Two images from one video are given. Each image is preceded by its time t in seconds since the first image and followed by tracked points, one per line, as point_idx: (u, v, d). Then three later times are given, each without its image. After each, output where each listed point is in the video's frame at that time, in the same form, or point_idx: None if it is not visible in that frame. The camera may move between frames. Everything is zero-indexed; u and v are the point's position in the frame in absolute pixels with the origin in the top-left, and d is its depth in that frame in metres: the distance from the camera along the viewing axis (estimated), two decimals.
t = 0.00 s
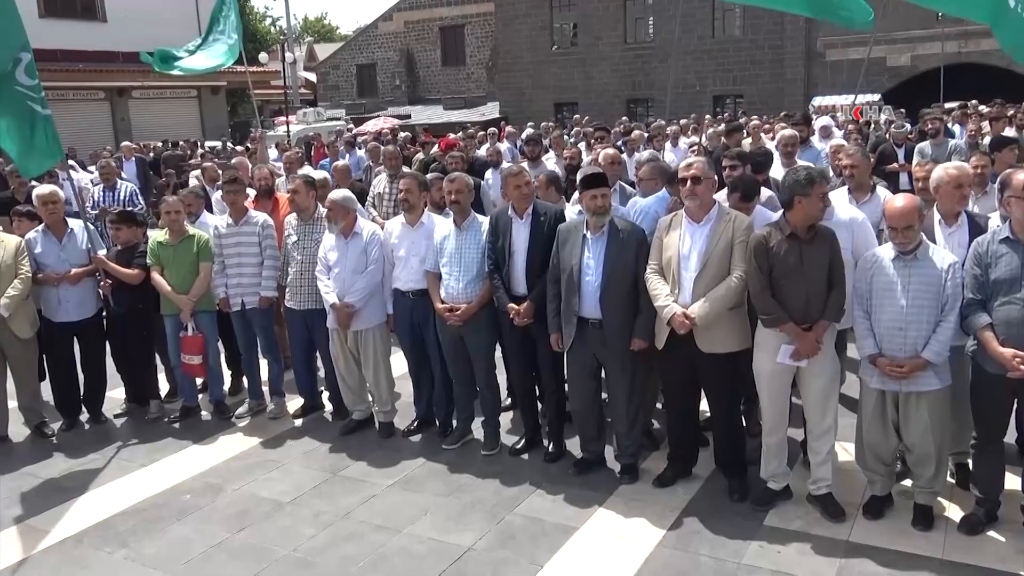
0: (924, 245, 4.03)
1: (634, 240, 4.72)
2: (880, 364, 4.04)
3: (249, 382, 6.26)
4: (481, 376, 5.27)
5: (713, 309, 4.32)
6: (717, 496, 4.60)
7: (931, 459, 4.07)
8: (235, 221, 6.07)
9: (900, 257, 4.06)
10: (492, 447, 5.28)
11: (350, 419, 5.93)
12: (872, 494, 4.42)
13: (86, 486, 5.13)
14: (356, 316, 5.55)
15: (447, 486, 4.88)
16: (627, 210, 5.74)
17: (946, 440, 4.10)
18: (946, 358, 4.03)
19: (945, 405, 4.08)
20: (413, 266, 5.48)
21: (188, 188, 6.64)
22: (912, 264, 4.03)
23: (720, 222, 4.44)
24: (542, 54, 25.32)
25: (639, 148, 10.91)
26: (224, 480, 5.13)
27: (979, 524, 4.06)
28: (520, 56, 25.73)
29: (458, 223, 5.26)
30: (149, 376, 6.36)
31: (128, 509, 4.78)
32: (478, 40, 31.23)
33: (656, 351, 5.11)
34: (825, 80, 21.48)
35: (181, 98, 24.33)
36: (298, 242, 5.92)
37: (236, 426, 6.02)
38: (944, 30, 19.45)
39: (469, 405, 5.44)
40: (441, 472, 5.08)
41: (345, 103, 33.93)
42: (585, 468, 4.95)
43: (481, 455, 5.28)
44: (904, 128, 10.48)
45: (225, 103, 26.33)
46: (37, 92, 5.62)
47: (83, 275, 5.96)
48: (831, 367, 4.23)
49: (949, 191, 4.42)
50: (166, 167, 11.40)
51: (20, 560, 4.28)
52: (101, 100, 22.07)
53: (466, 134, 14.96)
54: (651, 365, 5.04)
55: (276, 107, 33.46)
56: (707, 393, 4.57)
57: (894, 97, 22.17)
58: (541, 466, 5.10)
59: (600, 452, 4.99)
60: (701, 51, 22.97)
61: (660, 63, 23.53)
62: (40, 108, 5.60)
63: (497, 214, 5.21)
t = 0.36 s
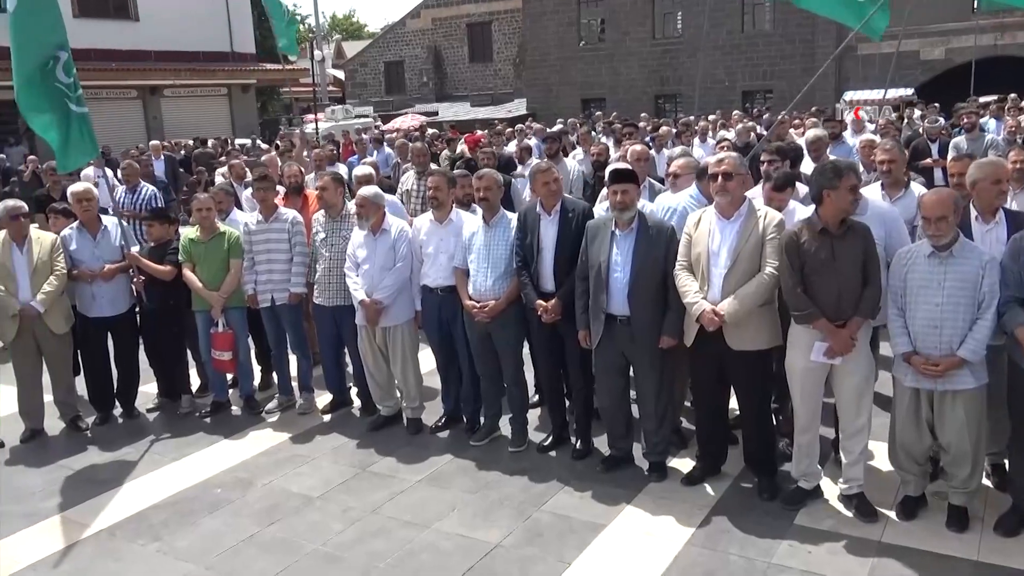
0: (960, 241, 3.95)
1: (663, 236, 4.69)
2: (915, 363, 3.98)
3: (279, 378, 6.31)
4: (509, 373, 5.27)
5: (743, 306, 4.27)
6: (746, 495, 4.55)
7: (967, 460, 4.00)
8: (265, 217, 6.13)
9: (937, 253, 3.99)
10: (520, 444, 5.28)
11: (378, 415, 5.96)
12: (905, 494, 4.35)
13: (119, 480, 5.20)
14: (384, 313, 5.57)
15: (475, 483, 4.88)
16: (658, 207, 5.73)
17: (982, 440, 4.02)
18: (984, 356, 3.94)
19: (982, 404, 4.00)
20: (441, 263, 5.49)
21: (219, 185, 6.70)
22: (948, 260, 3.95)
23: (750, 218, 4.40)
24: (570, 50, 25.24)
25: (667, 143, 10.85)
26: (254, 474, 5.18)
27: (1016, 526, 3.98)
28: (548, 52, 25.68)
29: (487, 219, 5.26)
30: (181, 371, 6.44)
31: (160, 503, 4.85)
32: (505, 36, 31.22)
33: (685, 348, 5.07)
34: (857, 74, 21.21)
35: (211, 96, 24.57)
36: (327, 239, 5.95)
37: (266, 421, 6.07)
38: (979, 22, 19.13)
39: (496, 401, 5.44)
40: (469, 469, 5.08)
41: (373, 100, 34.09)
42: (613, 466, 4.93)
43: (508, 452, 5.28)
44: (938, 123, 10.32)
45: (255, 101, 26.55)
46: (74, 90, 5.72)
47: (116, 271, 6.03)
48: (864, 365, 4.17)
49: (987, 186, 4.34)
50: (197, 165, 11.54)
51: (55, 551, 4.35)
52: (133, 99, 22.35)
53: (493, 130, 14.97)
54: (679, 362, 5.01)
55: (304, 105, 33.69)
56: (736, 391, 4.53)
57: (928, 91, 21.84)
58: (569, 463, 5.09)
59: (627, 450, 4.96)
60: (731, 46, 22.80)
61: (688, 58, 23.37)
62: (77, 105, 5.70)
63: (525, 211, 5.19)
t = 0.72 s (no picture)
0: (995, 237, 3.88)
1: (690, 232, 4.65)
2: (947, 360, 3.93)
3: (305, 372, 6.36)
4: (534, 369, 5.27)
5: (771, 303, 4.23)
6: (773, 493, 4.51)
7: (999, 460, 3.93)
8: (293, 213, 6.17)
9: (970, 250, 3.92)
10: (544, 439, 5.28)
11: (403, 409, 5.98)
12: (935, 493, 4.28)
13: (149, 472, 5.27)
14: (410, 308, 5.58)
15: (500, 478, 4.89)
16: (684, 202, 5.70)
17: (1015, 439, 3.96)
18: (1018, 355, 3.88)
19: (1016, 403, 3.93)
20: (467, 258, 5.49)
21: (247, 180, 6.76)
22: (982, 257, 3.88)
23: (778, 214, 4.35)
24: (595, 45, 25.14)
25: (694, 139, 10.78)
26: (281, 468, 5.22)
27: None
28: (573, 47, 25.62)
29: (513, 215, 5.26)
30: (209, 364, 6.51)
31: (189, 495, 4.91)
32: (531, 32, 31.18)
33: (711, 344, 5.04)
34: (887, 69, 20.98)
35: (239, 92, 24.77)
36: (352, 235, 5.97)
37: (292, 415, 6.12)
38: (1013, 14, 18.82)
39: (521, 397, 5.44)
40: (493, 464, 5.09)
41: (399, 96, 34.20)
42: (639, 463, 4.91)
43: (533, 448, 5.28)
44: (970, 117, 10.18)
45: (281, 97, 26.73)
46: (100, 87, 5.76)
47: (146, 266, 6.12)
48: (896, 363, 4.11)
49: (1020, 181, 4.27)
50: (224, 161, 11.65)
51: (86, 542, 4.42)
52: (162, 95, 22.60)
53: (519, 126, 14.94)
54: (706, 359, 4.97)
55: (330, 101, 33.87)
56: (763, 388, 4.48)
57: (960, 85, 21.51)
58: (593, 459, 5.07)
59: (653, 446, 4.94)
60: (758, 40, 22.62)
61: (716, 52, 23.21)
62: (102, 103, 5.74)
63: (551, 207, 5.18)
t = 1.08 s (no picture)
0: None
1: (719, 227, 4.61)
2: (980, 359, 3.87)
3: (331, 365, 6.40)
4: (559, 364, 5.26)
5: (801, 299, 4.19)
6: (799, 491, 4.47)
7: None
8: (319, 207, 6.20)
9: (1003, 246, 3.85)
10: (569, 435, 5.27)
11: (428, 403, 6.00)
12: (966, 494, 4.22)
13: (177, 463, 5.33)
14: (436, 302, 5.59)
15: (525, 473, 4.89)
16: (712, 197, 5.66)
17: None
18: None
19: None
20: (493, 253, 5.48)
21: (275, 174, 6.81)
22: (1015, 253, 3.81)
23: (808, 209, 4.29)
24: (621, 39, 25.01)
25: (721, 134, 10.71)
26: (307, 460, 5.26)
27: None
28: (599, 41, 25.51)
29: (539, 210, 5.24)
30: (236, 357, 6.56)
31: (217, 486, 4.96)
32: (556, 26, 31.09)
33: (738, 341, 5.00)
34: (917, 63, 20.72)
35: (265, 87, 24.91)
36: (378, 229, 5.99)
37: (318, 408, 6.16)
38: None
39: (546, 392, 5.43)
40: (518, 459, 5.09)
41: (424, 90, 34.25)
42: (664, 459, 4.89)
43: (558, 443, 5.27)
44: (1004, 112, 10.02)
45: (307, 92, 26.86)
46: (124, 83, 5.84)
47: (175, 259, 6.19)
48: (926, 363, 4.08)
49: None
50: (250, 155, 11.73)
51: (116, 531, 4.49)
52: (190, 90, 22.79)
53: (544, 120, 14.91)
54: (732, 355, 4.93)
55: (356, 96, 34.00)
56: (791, 385, 4.44)
57: (993, 79, 21.15)
58: (618, 455, 5.06)
59: (678, 443, 4.92)
60: (786, 34, 22.40)
61: (743, 46, 23.01)
62: (127, 99, 5.81)
63: (577, 201, 5.15)
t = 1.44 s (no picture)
0: None
1: (746, 224, 4.57)
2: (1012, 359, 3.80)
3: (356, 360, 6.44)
4: (583, 361, 5.24)
5: (830, 297, 4.14)
6: (826, 491, 4.43)
7: None
8: (345, 203, 6.23)
9: None
10: (593, 432, 5.26)
11: (452, 399, 6.01)
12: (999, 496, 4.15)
13: (204, 457, 5.38)
14: (460, 298, 5.60)
15: (550, 469, 4.89)
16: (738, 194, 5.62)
17: None
18: None
19: None
20: (519, 249, 5.47)
21: (300, 170, 6.84)
22: None
23: (837, 207, 4.24)
24: (646, 35, 24.90)
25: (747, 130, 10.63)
26: (332, 455, 5.29)
27: None
28: (623, 37, 25.40)
29: (564, 206, 5.23)
30: (263, 352, 6.61)
31: (243, 480, 5.00)
32: (580, 23, 30.99)
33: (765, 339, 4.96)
34: (947, 58, 20.45)
35: (291, 84, 25.08)
36: (403, 225, 6.01)
37: (343, 404, 6.19)
38: None
39: (570, 389, 5.42)
40: (542, 456, 5.08)
41: (448, 87, 34.30)
42: (689, 457, 4.87)
43: (582, 440, 5.27)
44: None
45: (332, 89, 27.00)
46: (158, 79, 5.88)
47: (202, 255, 6.24)
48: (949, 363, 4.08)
49: None
50: (276, 152, 11.81)
51: (145, 523, 4.54)
52: (216, 88, 22.99)
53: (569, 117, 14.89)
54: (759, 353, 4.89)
55: (380, 92, 34.13)
56: (819, 384, 4.40)
57: None
58: (643, 453, 5.04)
59: (704, 441, 4.89)
60: (813, 29, 22.17)
61: (768, 41, 22.81)
62: (161, 94, 5.88)
63: (602, 198, 5.13)
